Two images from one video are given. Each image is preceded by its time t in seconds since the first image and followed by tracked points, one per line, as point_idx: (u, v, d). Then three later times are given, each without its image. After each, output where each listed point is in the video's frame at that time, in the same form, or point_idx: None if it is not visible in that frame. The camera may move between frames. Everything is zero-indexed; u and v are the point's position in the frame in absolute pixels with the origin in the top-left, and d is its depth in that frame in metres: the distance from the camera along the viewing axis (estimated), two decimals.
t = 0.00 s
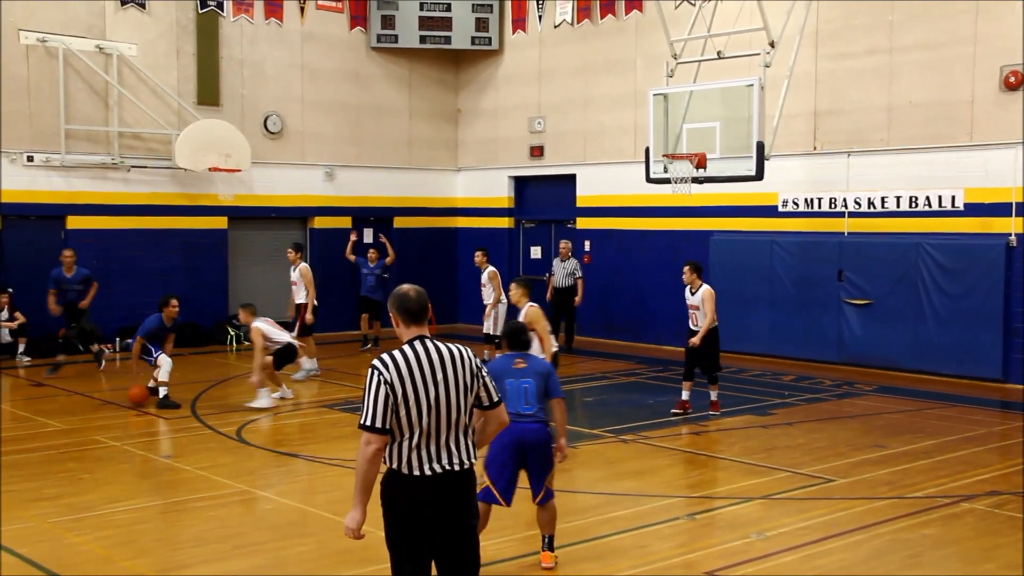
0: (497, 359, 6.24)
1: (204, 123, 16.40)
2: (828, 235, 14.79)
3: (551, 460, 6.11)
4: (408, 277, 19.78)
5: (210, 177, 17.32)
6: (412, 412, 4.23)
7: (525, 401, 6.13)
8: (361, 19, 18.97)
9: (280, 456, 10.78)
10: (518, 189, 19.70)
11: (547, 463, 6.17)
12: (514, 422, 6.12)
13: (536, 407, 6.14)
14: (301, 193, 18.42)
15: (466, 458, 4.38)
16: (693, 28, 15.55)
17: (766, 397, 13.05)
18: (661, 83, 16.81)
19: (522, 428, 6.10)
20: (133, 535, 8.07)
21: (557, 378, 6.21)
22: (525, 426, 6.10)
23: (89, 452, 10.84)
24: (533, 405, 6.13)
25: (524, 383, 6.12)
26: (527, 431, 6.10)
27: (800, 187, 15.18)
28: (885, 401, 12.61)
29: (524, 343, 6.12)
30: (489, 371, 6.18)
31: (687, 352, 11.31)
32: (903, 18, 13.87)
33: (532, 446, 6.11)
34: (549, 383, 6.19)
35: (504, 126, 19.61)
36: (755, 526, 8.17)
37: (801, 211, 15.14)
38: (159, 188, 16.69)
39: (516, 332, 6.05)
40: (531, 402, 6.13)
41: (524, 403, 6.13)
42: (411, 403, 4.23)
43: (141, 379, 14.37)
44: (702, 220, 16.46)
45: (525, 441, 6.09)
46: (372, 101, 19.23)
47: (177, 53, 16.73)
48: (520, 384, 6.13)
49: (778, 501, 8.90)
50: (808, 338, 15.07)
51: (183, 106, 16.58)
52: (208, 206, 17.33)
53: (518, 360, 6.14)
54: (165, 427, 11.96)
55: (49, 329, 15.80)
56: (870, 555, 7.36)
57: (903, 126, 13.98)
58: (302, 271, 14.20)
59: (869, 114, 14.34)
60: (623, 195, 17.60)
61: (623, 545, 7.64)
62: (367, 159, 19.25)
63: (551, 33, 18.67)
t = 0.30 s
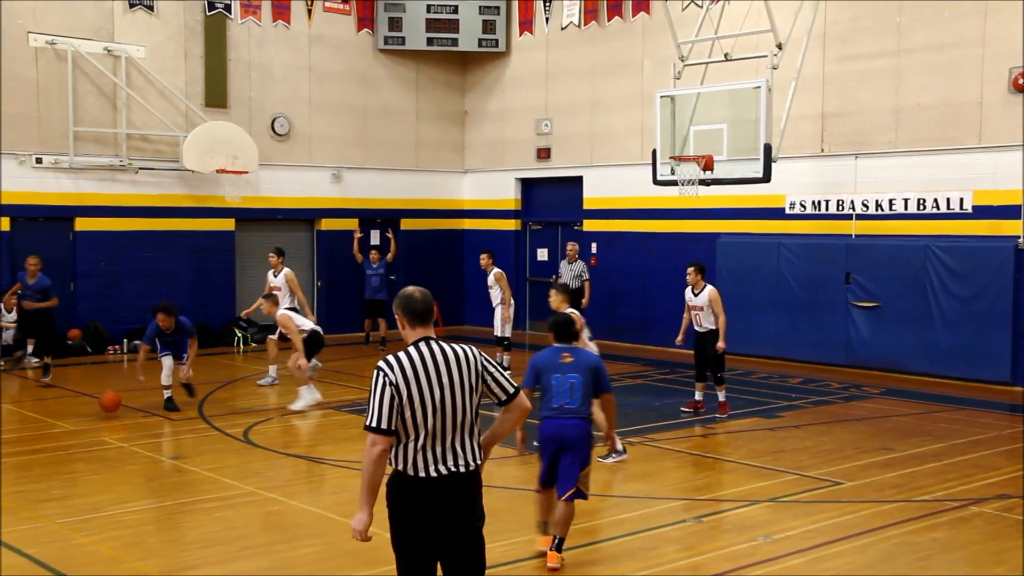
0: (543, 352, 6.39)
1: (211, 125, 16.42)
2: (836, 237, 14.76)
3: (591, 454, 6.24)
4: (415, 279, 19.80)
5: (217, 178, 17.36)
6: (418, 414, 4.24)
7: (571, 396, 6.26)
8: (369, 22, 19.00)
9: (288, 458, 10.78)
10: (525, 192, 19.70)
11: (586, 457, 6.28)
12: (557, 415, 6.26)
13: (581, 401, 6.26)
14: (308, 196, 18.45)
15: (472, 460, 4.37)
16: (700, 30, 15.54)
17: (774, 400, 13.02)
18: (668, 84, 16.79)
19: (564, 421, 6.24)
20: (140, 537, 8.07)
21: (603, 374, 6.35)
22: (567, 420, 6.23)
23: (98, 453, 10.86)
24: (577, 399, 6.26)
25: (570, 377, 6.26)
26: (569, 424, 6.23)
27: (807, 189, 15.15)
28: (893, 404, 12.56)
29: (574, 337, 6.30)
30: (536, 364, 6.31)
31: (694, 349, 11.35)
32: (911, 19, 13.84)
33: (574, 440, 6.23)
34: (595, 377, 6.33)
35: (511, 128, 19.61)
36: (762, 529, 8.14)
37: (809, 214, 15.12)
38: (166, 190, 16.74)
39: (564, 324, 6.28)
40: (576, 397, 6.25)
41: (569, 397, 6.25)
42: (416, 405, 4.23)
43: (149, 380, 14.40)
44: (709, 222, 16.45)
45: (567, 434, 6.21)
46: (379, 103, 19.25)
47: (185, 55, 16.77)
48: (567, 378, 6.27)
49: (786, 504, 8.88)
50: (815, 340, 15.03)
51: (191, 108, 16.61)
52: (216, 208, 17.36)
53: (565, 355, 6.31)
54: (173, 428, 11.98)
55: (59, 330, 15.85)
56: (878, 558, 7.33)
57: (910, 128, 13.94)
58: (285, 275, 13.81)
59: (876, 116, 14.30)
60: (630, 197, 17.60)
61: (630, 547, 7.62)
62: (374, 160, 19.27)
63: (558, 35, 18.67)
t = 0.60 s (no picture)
0: (587, 364, 6.52)
1: (219, 128, 16.45)
2: (845, 240, 14.75)
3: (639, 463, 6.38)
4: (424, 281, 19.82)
5: (226, 182, 17.37)
6: (427, 416, 4.24)
7: (616, 407, 6.38)
8: (378, 25, 19.03)
9: (298, 460, 10.81)
10: (533, 194, 19.71)
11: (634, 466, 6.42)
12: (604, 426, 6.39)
13: (626, 413, 6.39)
14: (316, 198, 18.48)
15: (481, 462, 4.38)
16: (709, 32, 15.53)
17: (783, 403, 13.00)
18: (676, 87, 16.78)
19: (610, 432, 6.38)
20: (150, 538, 8.09)
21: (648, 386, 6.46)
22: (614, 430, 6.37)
23: (107, 454, 10.89)
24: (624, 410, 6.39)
25: (614, 390, 6.36)
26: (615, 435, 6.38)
27: (816, 192, 15.14)
28: (902, 407, 12.53)
29: (619, 351, 6.46)
30: (580, 376, 6.43)
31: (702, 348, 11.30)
32: (921, 22, 13.81)
33: (620, 449, 6.36)
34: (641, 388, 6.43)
35: (520, 130, 19.62)
36: (771, 532, 8.13)
37: (818, 216, 15.11)
38: (175, 192, 16.79)
39: (609, 339, 6.47)
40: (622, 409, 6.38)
41: (615, 408, 6.37)
42: (425, 407, 4.23)
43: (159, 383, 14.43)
44: (719, 224, 16.42)
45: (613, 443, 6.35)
46: (388, 106, 19.28)
47: (194, 58, 16.80)
48: (609, 391, 6.36)
49: (795, 507, 8.87)
50: (824, 343, 15.00)
51: (200, 111, 16.66)
52: (224, 210, 17.40)
53: (610, 367, 6.42)
54: (183, 430, 12.01)
55: (68, 332, 15.90)
56: (888, 562, 7.31)
57: (920, 131, 13.91)
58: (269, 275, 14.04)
59: (886, 119, 14.28)
60: (639, 199, 17.59)
61: (638, 550, 7.61)
62: (383, 163, 19.28)
63: (566, 37, 18.67)
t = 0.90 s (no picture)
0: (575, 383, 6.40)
1: (228, 130, 16.46)
2: (854, 241, 14.72)
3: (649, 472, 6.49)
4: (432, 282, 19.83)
5: (235, 182, 17.42)
6: (434, 413, 4.23)
7: (611, 423, 6.39)
8: (386, 26, 19.04)
9: (306, 461, 10.81)
10: (542, 196, 19.71)
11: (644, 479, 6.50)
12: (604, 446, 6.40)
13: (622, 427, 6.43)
14: (325, 200, 18.51)
15: (490, 461, 4.37)
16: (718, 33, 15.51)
17: (791, 404, 12.97)
18: (684, 88, 16.76)
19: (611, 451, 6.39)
20: (158, 539, 8.10)
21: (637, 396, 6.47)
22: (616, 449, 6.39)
23: (116, 455, 10.91)
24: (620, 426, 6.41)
25: (609, 408, 6.35)
26: (616, 453, 6.39)
27: (824, 193, 15.13)
28: (912, 409, 12.49)
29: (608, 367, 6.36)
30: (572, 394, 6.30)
31: (720, 349, 11.22)
32: (931, 22, 13.74)
33: (629, 466, 6.41)
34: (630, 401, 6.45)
35: (528, 132, 19.62)
36: (780, 533, 8.11)
37: (827, 217, 15.10)
38: (184, 194, 16.84)
39: (599, 357, 6.31)
40: (618, 423, 6.40)
41: (611, 425, 6.39)
42: (432, 405, 4.22)
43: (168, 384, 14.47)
44: (727, 225, 16.42)
45: (620, 462, 6.38)
46: (397, 107, 19.29)
47: (203, 60, 16.82)
48: (604, 409, 6.35)
49: (804, 509, 8.84)
50: (833, 344, 14.96)
51: (209, 113, 16.68)
52: (233, 212, 17.44)
53: (600, 386, 6.33)
54: (191, 431, 12.04)
55: (78, 333, 15.96)
56: (898, 564, 7.28)
57: (930, 131, 13.86)
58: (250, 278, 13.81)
59: (895, 120, 14.24)
60: (647, 201, 17.58)
61: (646, 552, 7.60)
62: (391, 165, 19.31)
63: (575, 38, 18.66)
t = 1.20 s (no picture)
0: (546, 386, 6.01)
1: (249, 132, 16.50)
2: (875, 242, 14.65)
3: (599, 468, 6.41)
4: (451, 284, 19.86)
5: (254, 185, 17.54)
6: (456, 416, 4.23)
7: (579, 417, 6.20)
8: (405, 27, 19.06)
9: (325, 462, 10.83)
10: (560, 197, 19.70)
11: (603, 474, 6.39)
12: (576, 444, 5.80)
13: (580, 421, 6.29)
14: (344, 201, 18.57)
15: (511, 462, 4.38)
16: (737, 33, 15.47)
17: (812, 406, 12.93)
18: (703, 89, 16.72)
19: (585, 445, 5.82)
20: (179, 539, 8.13)
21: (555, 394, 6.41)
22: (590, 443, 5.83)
23: (136, 455, 10.97)
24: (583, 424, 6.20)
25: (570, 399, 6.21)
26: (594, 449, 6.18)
27: (845, 194, 15.08)
28: (934, 411, 12.41)
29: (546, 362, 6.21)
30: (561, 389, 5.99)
31: (745, 354, 11.12)
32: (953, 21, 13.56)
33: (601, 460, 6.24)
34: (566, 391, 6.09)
35: (546, 133, 19.61)
36: (801, 536, 8.08)
37: (847, 218, 15.05)
38: (205, 196, 16.94)
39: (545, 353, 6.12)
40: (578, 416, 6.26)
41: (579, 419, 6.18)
42: (454, 408, 4.22)
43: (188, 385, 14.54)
44: (747, 227, 16.36)
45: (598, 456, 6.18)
46: (415, 108, 19.31)
47: (223, 62, 16.88)
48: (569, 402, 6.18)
49: (825, 511, 8.80)
50: (854, 345, 14.89)
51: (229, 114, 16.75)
52: (253, 213, 17.53)
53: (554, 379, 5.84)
54: (211, 432, 12.10)
55: (100, 334, 16.08)
56: (920, 566, 7.23)
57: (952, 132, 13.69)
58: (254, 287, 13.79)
59: (917, 120, 14.14)
60: (667, 202, 17.55)
61: (667, 553, 7.59)
62: (410, 166, 19.33)
63: (593, 39, 18.64)
